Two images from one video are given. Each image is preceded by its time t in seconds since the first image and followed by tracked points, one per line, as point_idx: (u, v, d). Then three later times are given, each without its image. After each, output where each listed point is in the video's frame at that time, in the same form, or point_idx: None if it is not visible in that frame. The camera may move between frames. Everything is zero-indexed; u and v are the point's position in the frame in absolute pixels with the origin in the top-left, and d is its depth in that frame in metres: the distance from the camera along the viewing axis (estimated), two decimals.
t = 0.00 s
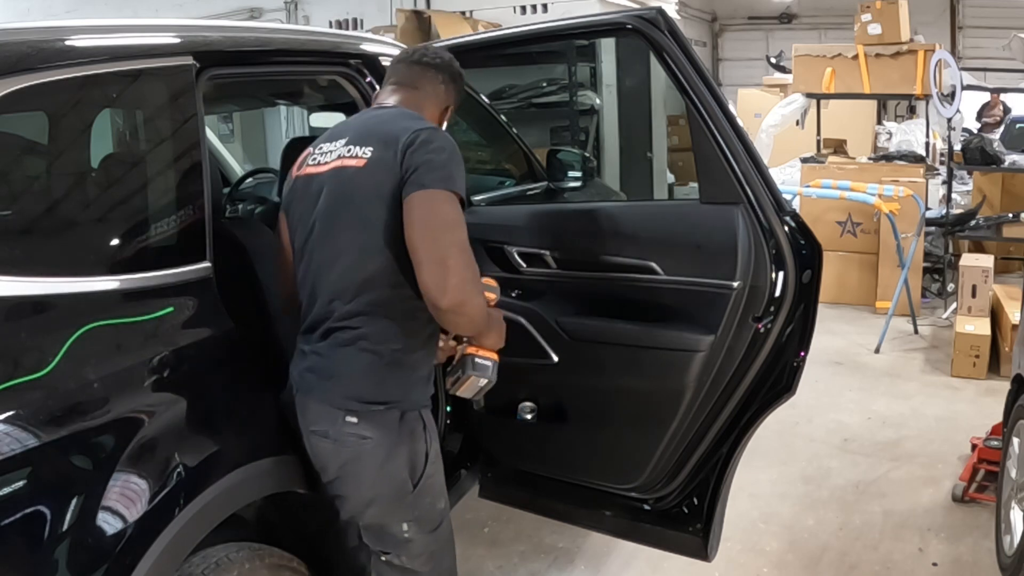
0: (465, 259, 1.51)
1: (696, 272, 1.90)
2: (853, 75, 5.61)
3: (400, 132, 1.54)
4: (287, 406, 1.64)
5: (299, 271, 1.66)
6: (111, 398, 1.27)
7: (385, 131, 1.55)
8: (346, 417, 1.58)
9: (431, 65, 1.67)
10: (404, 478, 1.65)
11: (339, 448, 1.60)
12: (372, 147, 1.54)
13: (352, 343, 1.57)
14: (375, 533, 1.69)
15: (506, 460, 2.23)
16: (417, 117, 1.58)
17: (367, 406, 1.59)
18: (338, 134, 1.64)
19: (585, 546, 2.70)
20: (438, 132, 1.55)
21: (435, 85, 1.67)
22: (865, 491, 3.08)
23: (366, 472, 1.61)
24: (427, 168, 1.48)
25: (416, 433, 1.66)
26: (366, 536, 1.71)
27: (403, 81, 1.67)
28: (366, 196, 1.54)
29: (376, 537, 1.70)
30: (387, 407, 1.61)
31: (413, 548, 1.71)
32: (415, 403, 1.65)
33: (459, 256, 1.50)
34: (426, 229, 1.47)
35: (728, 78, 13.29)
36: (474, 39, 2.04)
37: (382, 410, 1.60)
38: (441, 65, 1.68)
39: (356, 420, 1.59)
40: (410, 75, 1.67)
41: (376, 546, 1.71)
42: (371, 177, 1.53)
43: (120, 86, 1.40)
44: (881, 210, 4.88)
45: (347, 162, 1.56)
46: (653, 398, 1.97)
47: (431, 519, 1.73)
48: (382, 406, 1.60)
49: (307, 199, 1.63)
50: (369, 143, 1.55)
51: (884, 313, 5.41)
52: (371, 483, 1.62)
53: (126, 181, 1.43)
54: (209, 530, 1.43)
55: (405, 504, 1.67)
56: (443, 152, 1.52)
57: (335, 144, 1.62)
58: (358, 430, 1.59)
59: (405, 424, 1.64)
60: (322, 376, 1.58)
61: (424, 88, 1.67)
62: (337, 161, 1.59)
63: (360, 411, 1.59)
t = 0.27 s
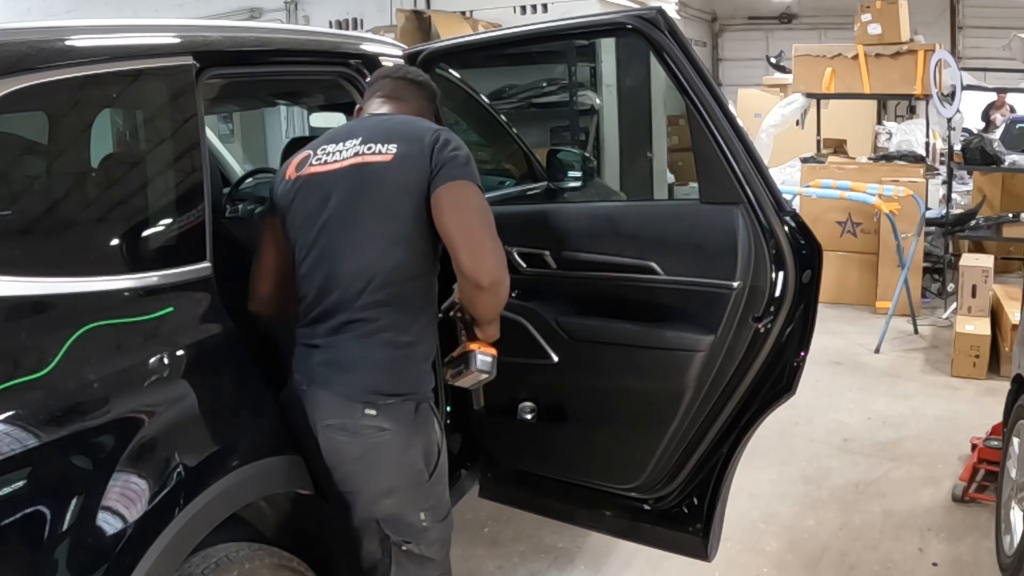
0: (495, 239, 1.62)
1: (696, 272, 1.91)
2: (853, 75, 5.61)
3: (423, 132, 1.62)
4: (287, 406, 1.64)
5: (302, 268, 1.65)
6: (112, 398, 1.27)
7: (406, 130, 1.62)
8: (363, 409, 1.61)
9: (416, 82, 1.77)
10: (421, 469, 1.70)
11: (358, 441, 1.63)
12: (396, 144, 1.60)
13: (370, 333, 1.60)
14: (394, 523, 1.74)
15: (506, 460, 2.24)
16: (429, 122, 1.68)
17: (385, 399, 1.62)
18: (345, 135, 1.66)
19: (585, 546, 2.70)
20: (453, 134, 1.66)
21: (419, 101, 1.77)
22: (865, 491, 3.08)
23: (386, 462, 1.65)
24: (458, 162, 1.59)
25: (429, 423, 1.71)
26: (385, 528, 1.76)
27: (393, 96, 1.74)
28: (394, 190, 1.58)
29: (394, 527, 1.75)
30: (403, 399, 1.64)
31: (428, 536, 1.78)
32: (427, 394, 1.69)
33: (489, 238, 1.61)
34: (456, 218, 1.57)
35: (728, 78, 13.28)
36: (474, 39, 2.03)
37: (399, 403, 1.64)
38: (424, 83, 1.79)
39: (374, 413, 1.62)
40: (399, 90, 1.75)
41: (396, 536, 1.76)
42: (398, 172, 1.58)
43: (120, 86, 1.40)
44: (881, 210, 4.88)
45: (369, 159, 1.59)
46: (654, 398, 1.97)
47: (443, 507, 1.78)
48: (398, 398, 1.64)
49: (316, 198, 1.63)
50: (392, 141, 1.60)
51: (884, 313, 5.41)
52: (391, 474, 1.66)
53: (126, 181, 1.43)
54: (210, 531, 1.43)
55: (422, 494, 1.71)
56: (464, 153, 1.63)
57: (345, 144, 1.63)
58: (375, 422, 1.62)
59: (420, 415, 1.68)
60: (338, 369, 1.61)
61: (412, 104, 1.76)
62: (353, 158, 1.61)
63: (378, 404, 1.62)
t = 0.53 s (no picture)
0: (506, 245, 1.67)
1: (696, 272, 1.91)
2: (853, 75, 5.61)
3: (425, 140, 1.61)
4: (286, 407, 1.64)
5: (298, 270, 1.62)
6: (112, 398, 1.27)
7: (408, 137, 1.61)
8: (370, 409, 1.61)
9: (396, 85, 1.76)
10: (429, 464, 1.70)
11: (367, 441, 1.62)
12: (400, 151, 1.58)
13: (372, 332, 1.60)
14: (408, 520, 1.74)
15: (506, 459, 2.24)
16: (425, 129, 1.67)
17: (390, 397, 1.62)
18: (339, 137, 1.62)
19: (585, 546, 2.70)
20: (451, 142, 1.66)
21: (402, 104, 1.76)
22: (865, 491, 3.08)
23: (396, 459, 1.65)
24: (465, 174, 1.61)
25: (431, 418, 1.71)
26: (400, 527, 1.75)
27: (376, 100, 1.72)
28: (400, 198, 1.57)
29: (410, 525, 1.74)
30: (406, 396, 1.64)
31: (441, 530, 1.78)
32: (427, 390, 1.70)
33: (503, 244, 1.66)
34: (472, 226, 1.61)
35: (728, 78, 13.29)
36: (474, 39, 2.03)
37: (403, 401, 1.64)
38: (403, 85, 1.78)
39: (381, 412, 1.61)
40: (381, 94, 1.73)
41: (413, 533, 1.76)
42: (403, 179, 1.57)
43: (120, 86, 1.40)
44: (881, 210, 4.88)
45: (372, 165, 1.57)
46: (654, 398, 1.97)
47: (449, 501, 1.79)
48: (402, 395, 1.64)
49: (312, 200, 1.59)
50: (395, 147, 1.59)
51: (884, 313, 5.41)
52: (402, 472, 1.66)
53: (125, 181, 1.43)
54: (210, 531, 1.43)
55: (432, 489, 1.72)
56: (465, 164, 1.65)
57: (341, 147, 1.60)
58: (383, 420, 1.62)
59: (422, 412, 1.68)
60: (342, 369, 1.60)
61: (396, 106, 1.75)
62: (354, 162, 1.57)
63: (384, 402, 1.62)
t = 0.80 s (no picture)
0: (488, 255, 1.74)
1: (696, 272, 1.90)
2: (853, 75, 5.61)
3: (423, 145, 1.63)
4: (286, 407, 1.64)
5: (295, 272, 1.60)
6: (112, 398, 1.27)
7: (406, 141, 1.62)
8: (375, 408, 1.62)
9: (378, 92, 1.77)
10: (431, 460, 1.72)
11: (374, 441, 1.63)
12: (400, 153, 1.60)
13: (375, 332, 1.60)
14: (413, 518, 1.72)
15: (507, 459, 2.24)
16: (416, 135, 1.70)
17: (393, 395, 1.64)
18: (334, 139, 1.62)
19: (585, 546, 2.70)
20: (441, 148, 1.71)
21: (385, 108, 1.77)
22: (865, 491, 3.08)
23: (401, 457, 1.66)
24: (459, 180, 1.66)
25: (432, 414, 1.74)
26: (404, 525, 1.72)
27: (360, 105, 1.73)
28: (401, 199, 1.59)
29: (414, 521, 1.73)
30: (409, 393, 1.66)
31: (444, 526, 1.79)
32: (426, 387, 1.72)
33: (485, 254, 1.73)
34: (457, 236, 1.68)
35: (728, 78, 13.28)
36: (474, 39, 2.03)
37: (406, 398, 1.66)
38: (384, 91, 1.78)
39: (386, 410, 1.63)
40: (365, 99, 1.73)
41: (417, 530, 1.74)
42: (404, 181, 1.59)
43: (120, 86, 1.40)
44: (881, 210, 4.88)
45: (372, 166, 1.58)
46: (654, 399, 1.97)
47: (450, 497, 1.81)
48: (405, 393, 1.65)
49: (310, 201, 1.58)
50: (395, 149, 1.60)
51: (884, 313, 5.41)
52: (407, 469, 1.67)
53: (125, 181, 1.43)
54: (209, 531, 1.43)
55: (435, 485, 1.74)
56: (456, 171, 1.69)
57: (337, 148, 1.59)
58: (388, 419, 1.63)
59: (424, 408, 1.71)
60: (345, 370, 1.60)
61: (380, 112, 1.75)
62: (353, 163, 1.57)
63: (389, 401, 1.63)
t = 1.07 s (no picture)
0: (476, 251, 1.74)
1: (695, 273, 1.91)
2: (853, 75, 5.61)
3: (406, 143, 1.64)
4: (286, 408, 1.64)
5: (289, 273, 1.60)
6: (112, 398, 1.27)
7: (390, 139, 1.63)
8: (370, 407, 1.63)
9: (364, 90, 1.77)
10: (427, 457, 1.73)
11: (370, 439, 1.63)
12: (384, 152, 1.60)
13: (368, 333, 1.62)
14: (407, 516, 1.73)
15: (507, 460, 2.24)
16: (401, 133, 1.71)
17: (387, 393, 1.65)
18: (320, 140, 1.62)
19: (585, 546, 2.70)
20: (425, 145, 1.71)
21: (373, 106, 1.78)
22: (865, 491, 3.08)
23: (398, 456, 1.67)
24: (445, 175, 1.66)
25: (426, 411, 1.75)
26: (400, 525, 1.73)
27: (348, 105, 1.73)
28: (388, 198, 1.59)
29: (410, 520, 1.73)
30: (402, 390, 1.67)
31: (442, 524, 1.79)
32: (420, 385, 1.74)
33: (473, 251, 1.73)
34: (442, 235, 1.67)
35: (728, 78, 13.29)
36: (474, 39, 2.03)
37: (400, 395, 1.67)
38: (370, 90, 1.79)
39: (379, 409, 1.64)
40: (352, 98, 1.74)
41: (412, 528, 1.74)
42: (389, 179, 1.59)
43: (120, 86, 1.40)
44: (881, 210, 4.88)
45: (357, 165, 1.58)
46: (654, 399, 1.97)
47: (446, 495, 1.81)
48: (398, 391, 1.67)
49: (298, 203, 1.58)
50: (379, 148, 1.60)
51: (884, 313, 5.41)
52: (403, 466, 1.67)
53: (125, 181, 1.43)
54: (209, 531, 1.43)
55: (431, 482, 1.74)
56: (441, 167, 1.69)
57: (323, 149, 1.60)
58: (383, 417, 1.64)
59: (419, 405, 1.72)
60: (339, 369, 1.61)
61: (369, 110, 1.76)
62: (338, 163, 1.58)
63: (383, 399, 1.64)
